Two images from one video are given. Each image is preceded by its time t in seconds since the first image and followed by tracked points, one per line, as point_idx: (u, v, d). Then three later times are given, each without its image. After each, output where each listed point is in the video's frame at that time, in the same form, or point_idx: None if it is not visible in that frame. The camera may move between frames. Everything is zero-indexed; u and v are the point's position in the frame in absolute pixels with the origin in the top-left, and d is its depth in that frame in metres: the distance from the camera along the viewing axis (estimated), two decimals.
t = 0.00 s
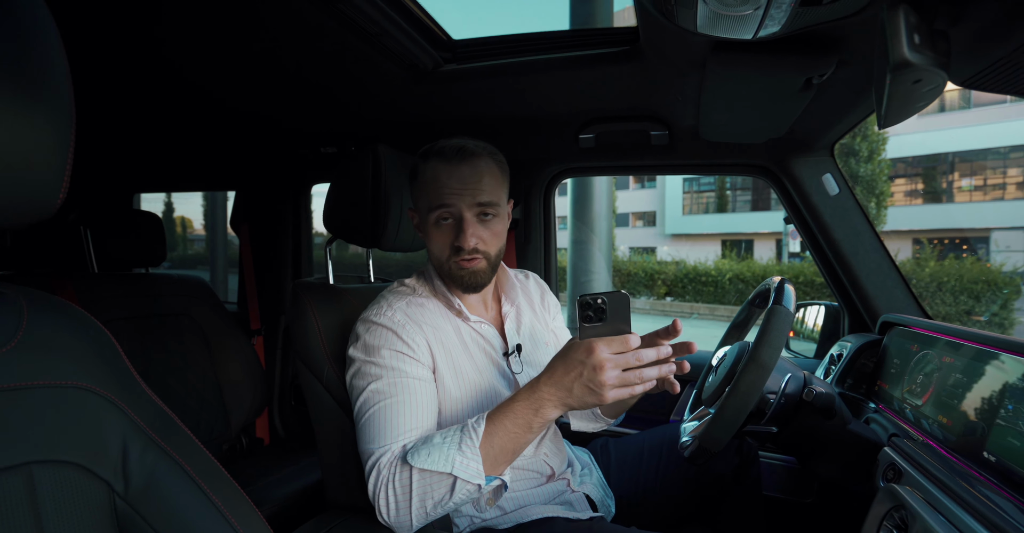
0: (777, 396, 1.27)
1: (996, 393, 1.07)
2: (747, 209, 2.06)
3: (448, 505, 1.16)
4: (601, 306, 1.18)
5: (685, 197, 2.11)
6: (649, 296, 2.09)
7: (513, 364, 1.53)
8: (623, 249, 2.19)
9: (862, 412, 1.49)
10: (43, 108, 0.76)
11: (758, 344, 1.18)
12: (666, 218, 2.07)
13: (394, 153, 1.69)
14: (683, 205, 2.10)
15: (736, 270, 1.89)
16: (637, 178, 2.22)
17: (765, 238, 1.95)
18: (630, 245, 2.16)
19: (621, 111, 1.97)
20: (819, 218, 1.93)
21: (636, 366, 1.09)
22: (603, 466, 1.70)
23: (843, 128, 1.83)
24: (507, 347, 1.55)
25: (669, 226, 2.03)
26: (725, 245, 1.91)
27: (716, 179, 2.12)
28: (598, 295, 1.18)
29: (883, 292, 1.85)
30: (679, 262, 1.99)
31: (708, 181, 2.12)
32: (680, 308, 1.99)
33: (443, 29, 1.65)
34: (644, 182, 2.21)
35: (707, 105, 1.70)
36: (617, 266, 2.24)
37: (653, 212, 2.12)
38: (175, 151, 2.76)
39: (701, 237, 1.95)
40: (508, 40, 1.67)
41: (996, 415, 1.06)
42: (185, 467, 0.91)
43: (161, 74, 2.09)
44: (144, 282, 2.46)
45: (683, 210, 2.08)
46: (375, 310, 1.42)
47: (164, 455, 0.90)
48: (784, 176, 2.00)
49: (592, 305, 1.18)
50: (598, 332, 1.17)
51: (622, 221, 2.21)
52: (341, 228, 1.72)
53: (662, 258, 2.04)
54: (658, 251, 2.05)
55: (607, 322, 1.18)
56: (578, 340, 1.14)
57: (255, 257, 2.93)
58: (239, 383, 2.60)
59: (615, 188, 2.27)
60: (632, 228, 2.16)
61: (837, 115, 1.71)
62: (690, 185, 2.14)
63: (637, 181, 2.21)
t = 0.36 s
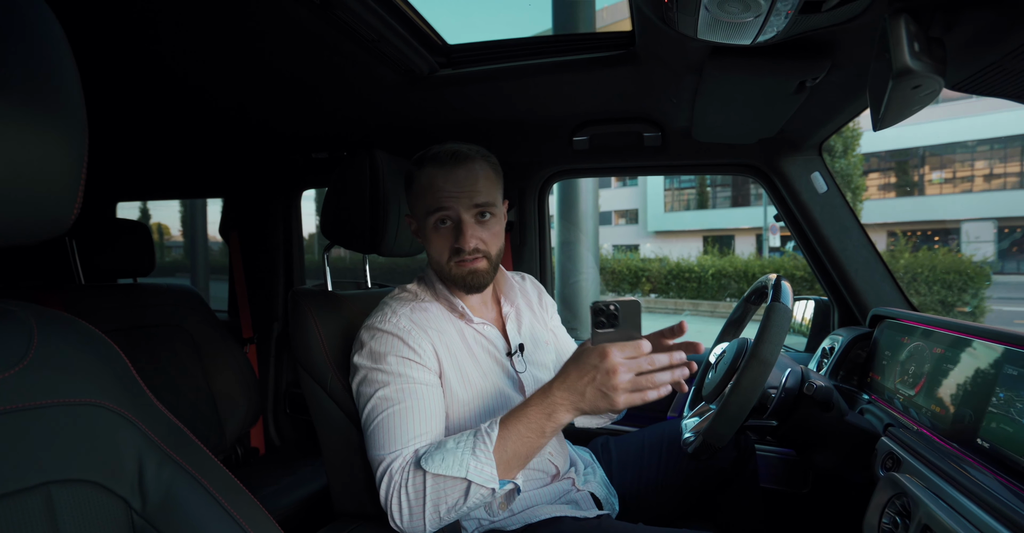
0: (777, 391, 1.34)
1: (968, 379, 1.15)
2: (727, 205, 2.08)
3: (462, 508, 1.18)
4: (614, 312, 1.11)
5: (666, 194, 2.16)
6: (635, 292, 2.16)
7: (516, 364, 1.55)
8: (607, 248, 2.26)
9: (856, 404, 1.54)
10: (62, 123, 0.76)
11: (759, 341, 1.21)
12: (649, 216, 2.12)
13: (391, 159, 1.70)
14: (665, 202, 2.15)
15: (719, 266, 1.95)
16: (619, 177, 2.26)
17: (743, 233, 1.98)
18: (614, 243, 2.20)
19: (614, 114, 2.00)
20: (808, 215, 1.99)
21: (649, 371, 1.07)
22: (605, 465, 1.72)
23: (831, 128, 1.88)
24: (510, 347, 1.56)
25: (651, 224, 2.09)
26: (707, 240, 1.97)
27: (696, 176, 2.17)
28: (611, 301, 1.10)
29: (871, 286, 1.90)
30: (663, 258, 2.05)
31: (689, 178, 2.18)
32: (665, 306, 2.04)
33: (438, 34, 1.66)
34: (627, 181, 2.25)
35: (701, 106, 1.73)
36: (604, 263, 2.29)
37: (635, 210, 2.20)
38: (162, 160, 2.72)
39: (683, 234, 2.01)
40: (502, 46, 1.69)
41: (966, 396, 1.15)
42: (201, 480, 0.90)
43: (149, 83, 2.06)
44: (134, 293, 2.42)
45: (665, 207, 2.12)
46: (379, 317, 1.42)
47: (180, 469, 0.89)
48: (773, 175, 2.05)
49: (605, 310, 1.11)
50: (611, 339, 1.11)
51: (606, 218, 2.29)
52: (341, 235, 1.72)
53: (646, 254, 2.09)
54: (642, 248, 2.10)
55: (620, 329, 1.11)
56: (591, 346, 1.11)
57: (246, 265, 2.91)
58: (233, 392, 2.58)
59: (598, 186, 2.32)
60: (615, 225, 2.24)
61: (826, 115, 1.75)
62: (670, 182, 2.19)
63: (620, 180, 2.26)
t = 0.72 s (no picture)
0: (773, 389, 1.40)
1: (939, 378, 1.23)
2: (705, 207, 2.14)
3: (460, 507, 1.17)
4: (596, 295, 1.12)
5: (646, 195, 2.23)
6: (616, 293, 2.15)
7: (509, 361, 1.55)
8: (587, 247, 2.31)
9: (844, 402, 1.59)
10: (93, 124, 0.76)
11: (755, 340, 1.24)
12: (628, 218, 2.18)
13: (387, 159, 1.69)
14: (644, 204, 2.20)
15: (697, 266, 1.99)
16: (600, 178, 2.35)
17: (722, 235, 2.01)
18: (595, 244, 2.25)
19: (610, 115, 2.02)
20: (796, 218, 2.04)
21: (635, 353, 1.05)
22: (600, 464, 1.73)
23: (821, 134, 1.94)
24: (503, 345, 1.57)
25: (631, 226, 2.13)
26: (685, 242, 2.01)
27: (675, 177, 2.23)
28: (592, 285, 1.11)
29: (856, 287, 1.95)
30: (642, 259, 2.08)
31: (667, 179, 2.23)
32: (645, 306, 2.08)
33: (436, 33, 1.66)
34: (606, 182, 2.34)
35: (697, 109, 1.77)
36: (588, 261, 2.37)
37: (615, 211, 2.25)
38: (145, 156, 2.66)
39: (660, 235, 2.05)
40: (501, 48, 1.72)
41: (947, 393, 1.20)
42: (210, 484, 0.88)
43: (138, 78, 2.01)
44: (118, 292, 2.37)
45: (645, 209, 2.17)
46: (371, 321, 1.41)
47: (188, 472, 0.87)
48: (762, 178, 2.11)
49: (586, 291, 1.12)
50: (593, 321, 1.11)
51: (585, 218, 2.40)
52: (337, 235, 1.71)
53: (625, 254, 2.12)
54: (621, 249, 2.13)
55: (602, 311, 1.11)
56: (574, 330, 1.10)
57: (233, 260, 2.92)
58: (220, 392, 2.54)
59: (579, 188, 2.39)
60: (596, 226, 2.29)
61: (817, 121, 1.81)
62: (649, 184, 2.26)
63: (599, 181, 2.35)
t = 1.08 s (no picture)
0: (769, 386, 1.42)
1: (916, 376, 1.30)
2: (690, 208, 2.22)
3: (466, 498, 1.18)
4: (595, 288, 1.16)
5: (631, 197, 2.30)
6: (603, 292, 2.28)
7: (511, 360, 1.58)
8: (575, 247, 2.38)
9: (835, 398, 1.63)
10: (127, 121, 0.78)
11: (753, 338, 1.28)
12: (614, 218, 2.25)
13: (388, 158, 1.70)
14: (630, 204, 2.28)
15: (683, 267, 2.04)
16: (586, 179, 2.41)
17: (707, 235, 2.05)
18: (581, 244, 2.32)
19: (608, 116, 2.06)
20: (789, 220, 2.08)
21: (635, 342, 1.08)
22: (597, 461, 1.76)
23: (815, 139, 2.00)
24: (504, 343, 1.59)
25: (616, 226, 2.18)
26: (670, 243, 2.07)
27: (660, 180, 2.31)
28: (589, 277, 1.15)
29: (846, 288, 2.00)
30: (629, 259, 2.13)
31: (653, 181, 2.31)
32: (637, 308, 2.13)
33: (440, 35, 1.74)
34: (593, 184, 2.39)
35: (693, 112, 1.81)
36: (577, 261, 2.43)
37: (601, 211, 2.31)
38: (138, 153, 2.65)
39: (649, 235, 2.11)
40: (510, 49, 1.78)
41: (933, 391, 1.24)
42: (226, 477, 0.90)
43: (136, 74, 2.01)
44: (112, 289, 2.35)
45: (629, 210, 2.23)
46: (376, 318, 1.42)
47: (204, 466, 0.88)
48: (755, 180, 2.16)
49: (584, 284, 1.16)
50: (593, 313, 1.14)
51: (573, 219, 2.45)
52: (339, 234, 1.72)
53: (612, 255, 2.16)
54: (607, 250, 2.17)
55: (601, 304, 1.14)
56: (574, 323, 1.14)
57: (227, 256, 2.97)
58: (214, 390, 2.54)
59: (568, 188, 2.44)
60: (582, 226, 2.36)
61: (810, 126, 1.86)
62: (636, 185, 2.32)
63: (587, 182, 2.41)
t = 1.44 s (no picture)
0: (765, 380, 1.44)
1: (910, 374, 1.32)
2: (685, 209, 2.28)
3: (474, 492, 1.20)
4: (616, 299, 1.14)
5: (625, 198, 2.35)
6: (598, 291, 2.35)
7: (512, 356, 1.61)
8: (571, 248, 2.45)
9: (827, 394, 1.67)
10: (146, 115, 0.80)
11: (748, 332, 1.32)
12: (609, 218, 2.31)
13: (391, 154, 1.73)
14: (625, 204, 2.33)
15: (677, 267, 2.10)
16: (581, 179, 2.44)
17: (701, 236, 2.11)
18: (578, 244, 2.40)
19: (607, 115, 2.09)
20: (783, 220, 2.12)
21: (652, 357, 1.13)
22: (595, 455, 1.79)
23: (809, 139, 2.04)
24: (506, 339, 1.62)
25: (611, 226, 2.27)
26: (665, 244, 2.12)
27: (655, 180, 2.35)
28: (615, 291, 1.11)
29: (839, 287, 2.04)
30: (624, 260, 2.21)
31: (648, 181, 2.35)
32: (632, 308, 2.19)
33: (443, 35, 1.77)
34: (588, 184, 2.42)
35: (691, 112, 1.85)
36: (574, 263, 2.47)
37: (596, 212, 2.37)
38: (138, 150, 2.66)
39: (644, 236, 2.15)
40: (511, 48, 1.80)
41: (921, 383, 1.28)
42: (238, 463, 0.92)
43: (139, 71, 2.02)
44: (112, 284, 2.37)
45: (624, 209, 2.30)
46: (381, 312, 1.45)
47: (217, 451, 0.90)
48: (750, 180, 2.20)
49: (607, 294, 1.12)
50: (616, 326, 1.13)
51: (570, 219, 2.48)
52: (341, 230, 1.75)
53: (607, 255, 2.26)
54: (602, 250, 2.27)
55: (623, 317, 1.13)
56: (591, 331, 1.15)
57: (226, 253, 2.99)
58: (213, 385, 2.55)
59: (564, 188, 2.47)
60: (577, 227, 2.43)
61: (804, 126, 1.90)
62: (632, 185, 2.37)
63: (582, 182, 2.43)
